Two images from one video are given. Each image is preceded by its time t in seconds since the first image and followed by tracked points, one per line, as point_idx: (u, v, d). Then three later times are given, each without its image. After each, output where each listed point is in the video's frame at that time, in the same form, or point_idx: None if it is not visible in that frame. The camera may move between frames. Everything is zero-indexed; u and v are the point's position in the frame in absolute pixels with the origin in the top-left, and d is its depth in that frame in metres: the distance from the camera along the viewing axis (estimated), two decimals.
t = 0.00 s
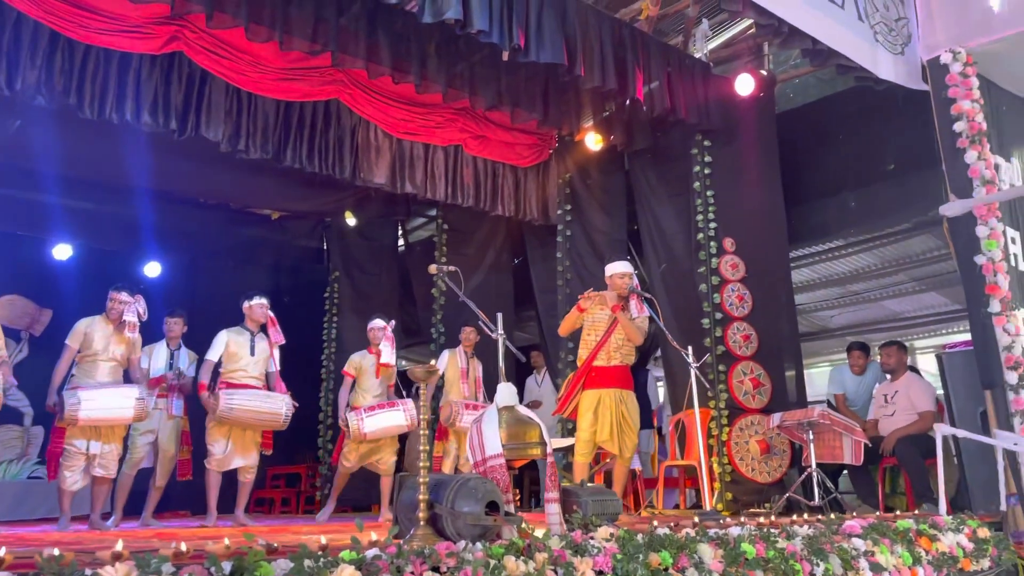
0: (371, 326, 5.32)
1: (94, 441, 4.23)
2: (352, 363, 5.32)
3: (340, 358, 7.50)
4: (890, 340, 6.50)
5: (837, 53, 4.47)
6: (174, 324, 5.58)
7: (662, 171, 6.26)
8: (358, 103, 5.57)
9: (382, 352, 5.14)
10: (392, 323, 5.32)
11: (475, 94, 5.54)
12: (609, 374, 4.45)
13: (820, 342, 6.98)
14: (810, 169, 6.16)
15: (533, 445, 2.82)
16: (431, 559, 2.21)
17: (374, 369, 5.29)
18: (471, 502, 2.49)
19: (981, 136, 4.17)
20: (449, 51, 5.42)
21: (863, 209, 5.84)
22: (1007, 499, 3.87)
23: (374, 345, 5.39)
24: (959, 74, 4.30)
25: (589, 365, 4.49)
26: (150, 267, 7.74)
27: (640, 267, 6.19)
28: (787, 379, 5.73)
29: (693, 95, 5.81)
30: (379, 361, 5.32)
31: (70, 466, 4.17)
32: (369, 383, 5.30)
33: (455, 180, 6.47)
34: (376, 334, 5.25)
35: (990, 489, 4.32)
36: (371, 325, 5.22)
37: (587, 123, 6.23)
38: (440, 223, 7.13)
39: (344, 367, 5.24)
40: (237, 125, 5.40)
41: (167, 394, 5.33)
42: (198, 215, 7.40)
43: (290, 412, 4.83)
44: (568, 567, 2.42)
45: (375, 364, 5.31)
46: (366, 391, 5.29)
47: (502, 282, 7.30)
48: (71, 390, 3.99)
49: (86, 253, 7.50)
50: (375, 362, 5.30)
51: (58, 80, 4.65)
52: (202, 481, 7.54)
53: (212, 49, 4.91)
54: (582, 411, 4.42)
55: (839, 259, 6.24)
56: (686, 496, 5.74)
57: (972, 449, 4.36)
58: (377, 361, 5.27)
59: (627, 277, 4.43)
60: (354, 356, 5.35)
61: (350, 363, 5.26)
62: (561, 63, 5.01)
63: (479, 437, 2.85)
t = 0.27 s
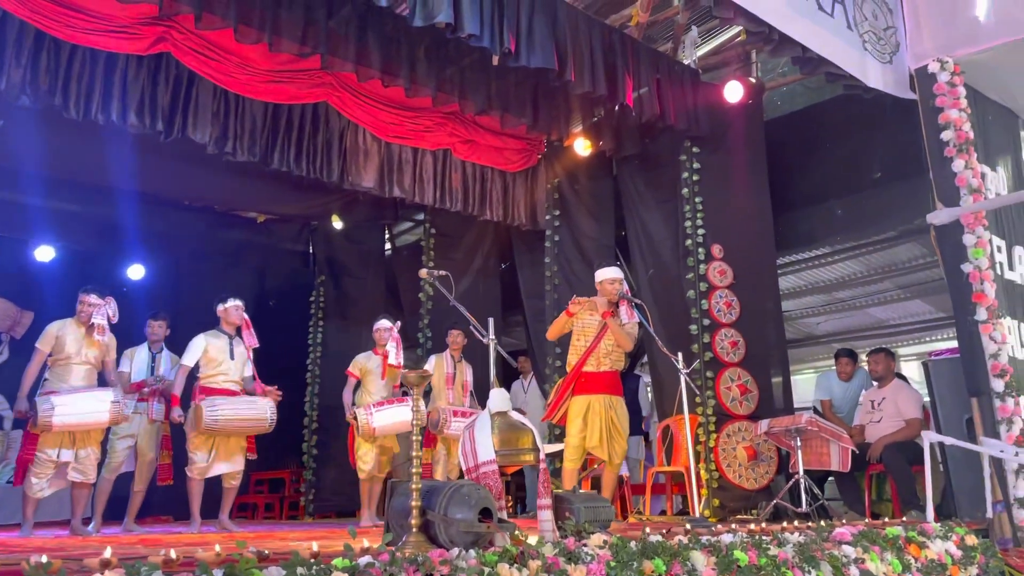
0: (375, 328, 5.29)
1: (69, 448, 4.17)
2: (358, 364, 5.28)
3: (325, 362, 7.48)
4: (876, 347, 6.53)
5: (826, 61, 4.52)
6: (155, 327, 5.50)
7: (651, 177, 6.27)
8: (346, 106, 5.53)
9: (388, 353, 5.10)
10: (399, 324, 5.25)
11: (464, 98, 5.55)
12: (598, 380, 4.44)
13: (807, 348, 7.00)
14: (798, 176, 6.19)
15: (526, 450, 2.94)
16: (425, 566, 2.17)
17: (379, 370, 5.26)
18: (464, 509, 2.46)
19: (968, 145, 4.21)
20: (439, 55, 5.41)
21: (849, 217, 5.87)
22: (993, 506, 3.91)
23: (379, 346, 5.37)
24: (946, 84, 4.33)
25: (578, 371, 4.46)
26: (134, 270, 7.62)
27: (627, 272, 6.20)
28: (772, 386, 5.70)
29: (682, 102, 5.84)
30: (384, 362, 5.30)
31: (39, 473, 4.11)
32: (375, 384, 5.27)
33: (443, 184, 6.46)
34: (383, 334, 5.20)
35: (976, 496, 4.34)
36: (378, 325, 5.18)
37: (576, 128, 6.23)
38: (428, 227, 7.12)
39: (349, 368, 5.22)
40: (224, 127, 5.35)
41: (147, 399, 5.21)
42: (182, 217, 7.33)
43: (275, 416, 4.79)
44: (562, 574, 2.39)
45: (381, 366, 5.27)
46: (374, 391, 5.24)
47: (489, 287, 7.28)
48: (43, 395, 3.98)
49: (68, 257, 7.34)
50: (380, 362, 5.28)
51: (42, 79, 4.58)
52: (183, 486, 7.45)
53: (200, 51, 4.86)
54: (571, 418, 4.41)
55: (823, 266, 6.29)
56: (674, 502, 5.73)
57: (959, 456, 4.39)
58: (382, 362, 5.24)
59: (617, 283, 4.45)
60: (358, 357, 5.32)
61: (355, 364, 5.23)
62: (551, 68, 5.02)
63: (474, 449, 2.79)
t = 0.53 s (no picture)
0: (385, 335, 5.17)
1: (37, 452, 4.14)
2: (368, 375, 5.17)
3: (312, 368, 7.44)
4: (865, 355, 6.50)
5: (816, 70, 4.54)
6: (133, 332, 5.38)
7: (640, 184, 6.28)
8: (336, 111, 5.51)
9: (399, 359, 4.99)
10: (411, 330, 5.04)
11: (455, 104, 5.52)
12: (588, 387, 4.42)
13: (796, 356, 6.97)
14: (787, 184, 6.22)
15: (519, 457, 2.86)
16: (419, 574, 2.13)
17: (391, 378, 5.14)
18: (457, 517, 2.42)
19: (956, 154, 4.25)
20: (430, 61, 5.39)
21: (837, 226, 5.91)
22: (981, 514, 3.93)
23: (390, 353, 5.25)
24: (934, 93, 4.38)
25: (569, 378, 4.44)
26: (118, 275, 7.49)
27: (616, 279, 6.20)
28: (761, 394, 5.71)
29: (672, 110, 5.86)
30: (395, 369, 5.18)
31: (10, 479, 4.10)
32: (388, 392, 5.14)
33: (432, 190, 6.44)
34: (395, 342, 5.04)
35: (964, 505, 4.37)
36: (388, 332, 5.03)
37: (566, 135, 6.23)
38: (417, 233, 7.06)
39: (360, 379, 5.12)
40: (212, 130, 5.30)
41: (125, 405, 5.09)
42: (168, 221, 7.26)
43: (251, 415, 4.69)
44: None
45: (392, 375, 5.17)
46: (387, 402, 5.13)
47: (478, 294, 7.26)
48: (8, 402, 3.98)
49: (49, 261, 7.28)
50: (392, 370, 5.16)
51: (28, 81, 4.51)
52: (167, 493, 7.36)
53: (189, 54, 4.82)
54: (561, 425, 4.39)
55: (812, 274, 6.34)
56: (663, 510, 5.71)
57: (947, 464, 4.41)
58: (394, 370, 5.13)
59: (609, 289, 4.41)
60: (370, 367, 5.22)
61: (366, 375, 5.13)
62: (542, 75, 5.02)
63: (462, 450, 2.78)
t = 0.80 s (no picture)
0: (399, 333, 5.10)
1: (29, 455, 4.13)
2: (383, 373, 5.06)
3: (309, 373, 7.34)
4: (862, 360, 6.58)
5: (814, 76, 4.56)
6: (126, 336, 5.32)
7: (638, 190, 6.28)
8: (334, 116, 5.51)
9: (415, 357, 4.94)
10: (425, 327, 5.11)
11: (452, 108, 5.52)
12: (586, 391, 4.42)
13: (793, 361, 7.02)
14: (783, 189, 6.23)
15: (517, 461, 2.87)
16: None
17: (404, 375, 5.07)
18: (455, 521, 2.41)
19: (953, 160, 4.26)
20: (427, 66, 5.40)
21: (833, 231, 5.92)
22: (979, 519, 3.93)
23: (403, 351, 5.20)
24: (931, 99, 4.38)
25: (567, 382, 4.44)
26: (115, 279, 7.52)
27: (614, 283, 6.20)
28: (759, 399, 5.72)
29: (669, 115, 5.87)
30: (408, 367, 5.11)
31: (3, 483, 4.06)
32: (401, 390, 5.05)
33: (430, 195, 6.45)
34: (408, 338, 5.03)
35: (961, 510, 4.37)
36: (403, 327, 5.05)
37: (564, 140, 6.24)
38: (414, 237, 7.12)
39: (373, 375, 5.04)
40: (210, 135, 5.30)
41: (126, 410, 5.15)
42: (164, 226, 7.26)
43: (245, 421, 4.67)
44: None
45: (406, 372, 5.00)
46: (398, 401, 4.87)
47: (474, 298, 7.26)
48: None
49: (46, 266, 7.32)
50: (405, 368, 5.09)
51: (25, 86, 4.51)
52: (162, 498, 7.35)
53: (186, 58, 4.82)
54: (559, 429, 4.38)
55: (807, 278, 6.34)
56: (660, 515, 5.70)
57: (944, 469, 4.41)
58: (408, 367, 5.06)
59: (606, 294, 4.46)
60: (383, 362, 5.15)
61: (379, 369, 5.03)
62: (540, 79, 5.02)
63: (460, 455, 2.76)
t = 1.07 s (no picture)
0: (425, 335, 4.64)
1: (31, 460, 4.15)
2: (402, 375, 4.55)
3: (313, 380, 7.35)
4: (864, 366, 6.57)
5: (815, 83, 4.57)
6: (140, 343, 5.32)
7: (640, 195, 6.29)
8: (338, 123, 5.54)
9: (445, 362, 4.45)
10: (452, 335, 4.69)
11: (454, 115, 5.55)
12: (588, 397, 4.43)
13: (796, 367, 7.01)
14: (786, 195, 6.24)
15: (518, 469, 2.85)
16: None
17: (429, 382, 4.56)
18: (456, 528, 2.42)
19: (955, 166, 4.26)
20: (430, 73, 5.42)
21: (836, 236, 5.92)
22: (982, 525, 3.91)
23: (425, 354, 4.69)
24: (933, 105, 4.39)
25: (569, 389, 4.45)
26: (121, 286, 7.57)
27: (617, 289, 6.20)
28: (761, 404, 5.76)
29: (671, 122, 5.88)
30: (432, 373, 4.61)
31: (5, 490, 4.10)
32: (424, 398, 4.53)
33: (433, 201, 6.47)
34: (433, 343, 4.60)
35: (965, 516, 4.35)
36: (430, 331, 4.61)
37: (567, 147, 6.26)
38: (417, 243, 7.10)
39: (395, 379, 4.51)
40: (214, 143, 5.33)
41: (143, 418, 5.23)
42: (169, 233, 7.30)
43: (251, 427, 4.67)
44: None
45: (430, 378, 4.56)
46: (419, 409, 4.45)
47: (478, 304, 7.28)
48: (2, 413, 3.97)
49: (53, 272, 7.37)
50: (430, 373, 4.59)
51: (32, 94, 4.54)
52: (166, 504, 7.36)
53: (191, 67, 4.85)
54: (561, 435, 4.39)
55: (811, 284, 6.32)
56: (663, 521, 5.69)
57: (947, 475, 4.40)
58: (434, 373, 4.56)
59: (608, 300, 4.46)
60: (406, 365, 4.61)
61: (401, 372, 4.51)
62: (542, 87, 5.04)
63: (461, 459, 2.77)
